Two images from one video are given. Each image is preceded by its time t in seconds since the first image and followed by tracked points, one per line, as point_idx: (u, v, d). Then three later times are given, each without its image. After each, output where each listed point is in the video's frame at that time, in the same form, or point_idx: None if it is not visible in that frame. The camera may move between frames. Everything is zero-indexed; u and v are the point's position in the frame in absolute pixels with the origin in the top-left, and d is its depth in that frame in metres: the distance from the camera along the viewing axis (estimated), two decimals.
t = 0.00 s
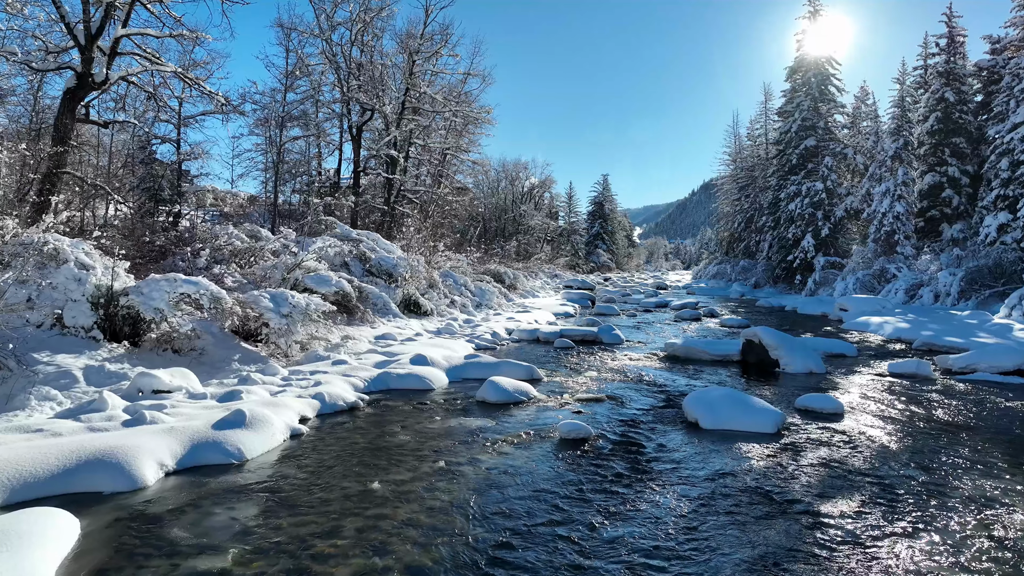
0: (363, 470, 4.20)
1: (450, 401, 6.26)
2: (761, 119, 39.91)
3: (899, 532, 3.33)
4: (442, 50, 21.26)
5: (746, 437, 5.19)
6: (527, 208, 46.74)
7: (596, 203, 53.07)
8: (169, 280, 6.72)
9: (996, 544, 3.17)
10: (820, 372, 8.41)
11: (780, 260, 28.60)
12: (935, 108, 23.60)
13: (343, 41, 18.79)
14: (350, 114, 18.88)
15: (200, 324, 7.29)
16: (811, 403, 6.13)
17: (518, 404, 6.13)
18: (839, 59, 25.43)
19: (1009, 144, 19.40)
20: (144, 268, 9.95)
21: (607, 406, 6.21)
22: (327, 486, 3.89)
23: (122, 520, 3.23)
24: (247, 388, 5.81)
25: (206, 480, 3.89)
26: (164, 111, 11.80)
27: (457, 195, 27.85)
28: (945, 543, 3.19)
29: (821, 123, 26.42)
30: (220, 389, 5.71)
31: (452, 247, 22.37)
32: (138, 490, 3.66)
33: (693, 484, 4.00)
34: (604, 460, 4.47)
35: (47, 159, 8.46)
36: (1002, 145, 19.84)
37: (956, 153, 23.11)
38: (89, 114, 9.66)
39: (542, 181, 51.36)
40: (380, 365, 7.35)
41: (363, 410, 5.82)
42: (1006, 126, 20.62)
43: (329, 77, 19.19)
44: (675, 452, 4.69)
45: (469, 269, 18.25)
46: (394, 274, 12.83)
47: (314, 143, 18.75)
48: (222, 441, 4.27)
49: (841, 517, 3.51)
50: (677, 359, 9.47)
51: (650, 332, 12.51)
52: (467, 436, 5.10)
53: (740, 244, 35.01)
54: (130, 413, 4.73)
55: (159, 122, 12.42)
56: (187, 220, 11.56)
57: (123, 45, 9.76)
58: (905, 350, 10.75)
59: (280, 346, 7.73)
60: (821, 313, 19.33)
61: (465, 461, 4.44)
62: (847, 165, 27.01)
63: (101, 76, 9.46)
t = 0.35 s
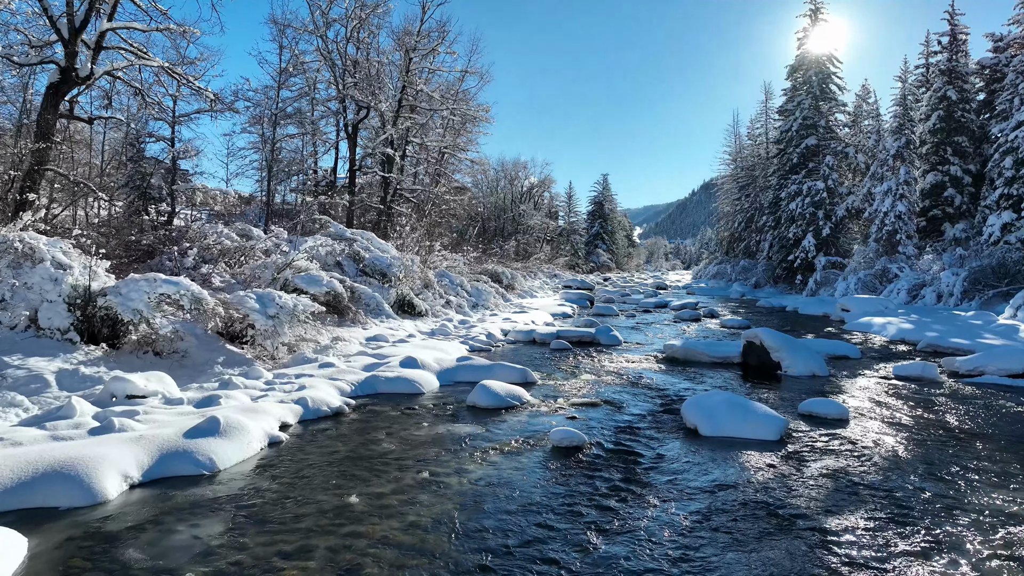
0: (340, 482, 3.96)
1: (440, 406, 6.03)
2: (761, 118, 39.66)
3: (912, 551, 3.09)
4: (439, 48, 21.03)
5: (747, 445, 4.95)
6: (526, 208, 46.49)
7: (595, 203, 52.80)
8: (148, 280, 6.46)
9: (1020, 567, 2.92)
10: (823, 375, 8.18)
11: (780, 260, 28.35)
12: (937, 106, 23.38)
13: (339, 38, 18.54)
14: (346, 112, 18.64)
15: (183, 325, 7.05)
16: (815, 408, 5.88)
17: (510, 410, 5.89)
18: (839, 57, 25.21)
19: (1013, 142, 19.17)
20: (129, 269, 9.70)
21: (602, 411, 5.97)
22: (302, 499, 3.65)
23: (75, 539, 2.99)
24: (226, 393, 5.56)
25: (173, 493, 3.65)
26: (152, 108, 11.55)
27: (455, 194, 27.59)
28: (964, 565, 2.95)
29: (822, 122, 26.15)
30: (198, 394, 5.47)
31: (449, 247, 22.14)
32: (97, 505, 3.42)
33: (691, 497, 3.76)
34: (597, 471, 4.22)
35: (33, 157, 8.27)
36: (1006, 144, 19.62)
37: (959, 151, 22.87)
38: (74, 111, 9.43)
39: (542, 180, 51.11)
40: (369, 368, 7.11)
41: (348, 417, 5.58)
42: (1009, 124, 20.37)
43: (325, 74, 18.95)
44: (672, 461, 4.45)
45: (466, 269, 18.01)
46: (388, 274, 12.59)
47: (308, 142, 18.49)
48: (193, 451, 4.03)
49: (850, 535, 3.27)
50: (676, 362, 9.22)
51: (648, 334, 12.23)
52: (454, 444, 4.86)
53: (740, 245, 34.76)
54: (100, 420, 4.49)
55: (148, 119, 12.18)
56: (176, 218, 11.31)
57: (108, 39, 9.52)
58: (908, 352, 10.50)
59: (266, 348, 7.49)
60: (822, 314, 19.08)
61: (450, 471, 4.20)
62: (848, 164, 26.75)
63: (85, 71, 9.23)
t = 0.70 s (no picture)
0: (317, 494, 3.74)
1: (429, 412, 5.80)
2: (761, 117, 39.44)
3: (928, 572, 2.88)
4: (436, 45, 20.83)
5: (751, 453, 4.72)
6: (525, 207, 46.29)
7: (595, 202, 52.60)
8: (128, 281, 6.23)
9: None
10: (826, 377, 7.96)
11: (781, 260, 28.12)
12: (939, 105, 23.18)
13: (334, 35, 18.33)
14: (341, 110, 18.44)
15: (166, 327, 6.83)
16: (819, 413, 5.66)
17: (502, 416, 5.67)
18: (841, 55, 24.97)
19: (1016, 141, 18.97)
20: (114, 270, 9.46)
21: (597, 416, 5.76)
22: (275, 514, 3.43)
23: (22, 561, 2.76)
24: (205, 397, 5.34)
25: (137, 507, 3.42)
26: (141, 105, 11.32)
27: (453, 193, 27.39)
28: None
29: (823, 120, 25.91)
30: (176, 399, 5.24)
31: (446, 247, 21.92)
32: (53, 520, 3.19)
33: (689, 511, 3.54)
34: (590, 482, 3.99)
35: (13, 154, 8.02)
36: (1009, 143, 19.41)
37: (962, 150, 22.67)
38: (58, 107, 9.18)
39: (541, 180, 50.85)
40: (358, 371, 6.89)
41: (332, 422, 5.35)
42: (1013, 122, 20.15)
43: (320, 72, 18.75)
44: (669, 472, 4.22)
45: (463, 269, 17.80)
46: (382, 274, 12.36)
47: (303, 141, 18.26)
48: (163, 460, 3.80)
49: (859, 553, 3.06)
50: (675, 363, 9.00)
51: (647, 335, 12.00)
52: (440, 451, 4.64)
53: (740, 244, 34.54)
54: (67, 427, 4.27)
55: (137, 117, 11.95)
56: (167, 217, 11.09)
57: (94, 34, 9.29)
58: (911, 353, 10.30)
59: (252, 350, 7.27)
60: (824, 314, 18.86)
61: (435, 482, 3.98)
62: (849, 163, 26.51)
63: (70, 66, 8.99)
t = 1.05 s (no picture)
0: (291, 509, 3.50)
1: (417, 417, 5.57)
2: (762, 117, 39.20)
3: None
4: (433, 43, 20.58)
5: (755, 462, 4.48)
6: (524, 207, 46.08)
7: (595, 202, 52.34)
8: (105, 282, 5.99)
9: None
10: (829, 380, 7.72)
11: (782, 260, 27.88)
12: (941, 103, 22.97)
13: (330, 32, 18.09)
14: (337, 108, 18.20)
15: (147, 329, 6.60)
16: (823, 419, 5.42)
17: (493, 422, 5.44)
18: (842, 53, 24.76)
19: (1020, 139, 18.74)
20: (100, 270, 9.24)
21: (592, 422, 5.53)
22: (243, 531, 3.19)
23: None
24: (181, 403, 5.10)
25: (95, 523, 3.18)
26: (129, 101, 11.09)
27: (451, 193, 27.17)
28: None
29: (825, 119, 25.69)
30: (150, 405, 5.00)
31: (444, 247, 21.68)
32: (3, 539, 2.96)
33: (687, 527, 3.32)
34: (583, 496, 3.75)
35: None
36: (1012, 141, 19.17)
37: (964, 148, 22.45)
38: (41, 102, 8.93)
39: (541, 179, 50.61)
40: (346, 374, 6.66)
41: (315, 429, 5.11)
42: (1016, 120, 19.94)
43: (316, 69, 18.51)
44: (667, 484, 3.98)
45: (459, 269, 17.57)
46: (376, 274, 12.12)
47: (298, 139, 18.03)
48: (127, 472, 3.56)
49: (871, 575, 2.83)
50: (674, 366, 8.78)
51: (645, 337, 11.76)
52: (426, 461, 4.40)
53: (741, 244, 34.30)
54: (30, 435, 4.03)
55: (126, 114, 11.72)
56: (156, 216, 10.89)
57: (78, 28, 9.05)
58: (915, 355, 10.08)
59: (237, 352, 7.04)
60: (826, 314, 18.60)
61: (419, 495, 3.75)
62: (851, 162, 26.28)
63: (53, 60, 8.75)
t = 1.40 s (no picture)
0: (255, 530, 3.22)
1: (402, 425, 5.29)
2: (762, 116, 38.92)
3: None
4: (429, 40, 20.30)
5: (755, 474, 4.21)
6: (523, 207, 45.78)
7: (594, 202, 52.05)
8: (75, 282, 5.71)
9: None
10: (833, 384, 7.44)
11: (782, 260, 27.59)
12: (943, 102, 22.74)
13: (324, 28, 17.81)
14: (331, 106, 17.91)
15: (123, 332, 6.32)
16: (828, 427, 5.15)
17: (481, 430, 5.17)
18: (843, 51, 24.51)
19: None
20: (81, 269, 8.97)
21: (585, 429, 5.27)
22: (198, 556, 2.91)
23: None
24: (152, 410, 4.83)
25: (36, 547, 2.91)
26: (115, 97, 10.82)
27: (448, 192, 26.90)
28: None
29: (826, 117, 25.43)
30: (117, 412, 4.73)
31: (440, 246, 21.42)
32: None
33: (684, 551, 3.05)
34: (571, 514, 3.48)
35: None
36: (1017, 139, 18.90)
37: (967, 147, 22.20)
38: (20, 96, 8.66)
39: (540, 178, 50.32)
40: (330, 379, 6.39)
41: (291, 438, 4.84)
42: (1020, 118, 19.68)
43: (310, 66, 18.23)
44: (663, 500, 3.70)
45: (455, 268, 17.30)
46: (368, 274, 11.85)
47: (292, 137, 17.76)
48: (77, 489, 3.29)
49: None
50: (673, 368, 8.51)
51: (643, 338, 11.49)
52: (406, 473, 4.12)
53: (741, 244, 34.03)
54: None
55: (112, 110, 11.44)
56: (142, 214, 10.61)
57: (59, 21, 8.78)
58: (921, 357, 9.80)
59: (217, 355, 6.76)
60: (828, 315, 18.31)
61: (395, 513, 3.47)
62: (852, 160, 26.01)
63: (31, 53, 8.46)
